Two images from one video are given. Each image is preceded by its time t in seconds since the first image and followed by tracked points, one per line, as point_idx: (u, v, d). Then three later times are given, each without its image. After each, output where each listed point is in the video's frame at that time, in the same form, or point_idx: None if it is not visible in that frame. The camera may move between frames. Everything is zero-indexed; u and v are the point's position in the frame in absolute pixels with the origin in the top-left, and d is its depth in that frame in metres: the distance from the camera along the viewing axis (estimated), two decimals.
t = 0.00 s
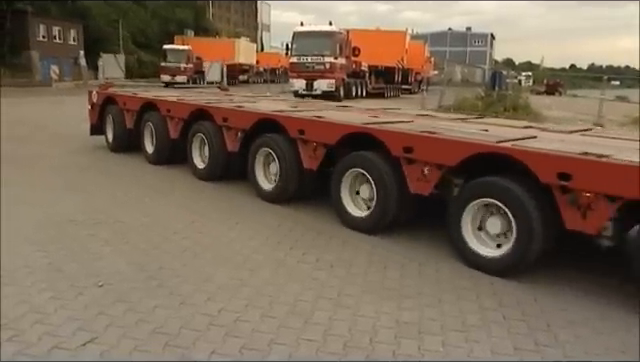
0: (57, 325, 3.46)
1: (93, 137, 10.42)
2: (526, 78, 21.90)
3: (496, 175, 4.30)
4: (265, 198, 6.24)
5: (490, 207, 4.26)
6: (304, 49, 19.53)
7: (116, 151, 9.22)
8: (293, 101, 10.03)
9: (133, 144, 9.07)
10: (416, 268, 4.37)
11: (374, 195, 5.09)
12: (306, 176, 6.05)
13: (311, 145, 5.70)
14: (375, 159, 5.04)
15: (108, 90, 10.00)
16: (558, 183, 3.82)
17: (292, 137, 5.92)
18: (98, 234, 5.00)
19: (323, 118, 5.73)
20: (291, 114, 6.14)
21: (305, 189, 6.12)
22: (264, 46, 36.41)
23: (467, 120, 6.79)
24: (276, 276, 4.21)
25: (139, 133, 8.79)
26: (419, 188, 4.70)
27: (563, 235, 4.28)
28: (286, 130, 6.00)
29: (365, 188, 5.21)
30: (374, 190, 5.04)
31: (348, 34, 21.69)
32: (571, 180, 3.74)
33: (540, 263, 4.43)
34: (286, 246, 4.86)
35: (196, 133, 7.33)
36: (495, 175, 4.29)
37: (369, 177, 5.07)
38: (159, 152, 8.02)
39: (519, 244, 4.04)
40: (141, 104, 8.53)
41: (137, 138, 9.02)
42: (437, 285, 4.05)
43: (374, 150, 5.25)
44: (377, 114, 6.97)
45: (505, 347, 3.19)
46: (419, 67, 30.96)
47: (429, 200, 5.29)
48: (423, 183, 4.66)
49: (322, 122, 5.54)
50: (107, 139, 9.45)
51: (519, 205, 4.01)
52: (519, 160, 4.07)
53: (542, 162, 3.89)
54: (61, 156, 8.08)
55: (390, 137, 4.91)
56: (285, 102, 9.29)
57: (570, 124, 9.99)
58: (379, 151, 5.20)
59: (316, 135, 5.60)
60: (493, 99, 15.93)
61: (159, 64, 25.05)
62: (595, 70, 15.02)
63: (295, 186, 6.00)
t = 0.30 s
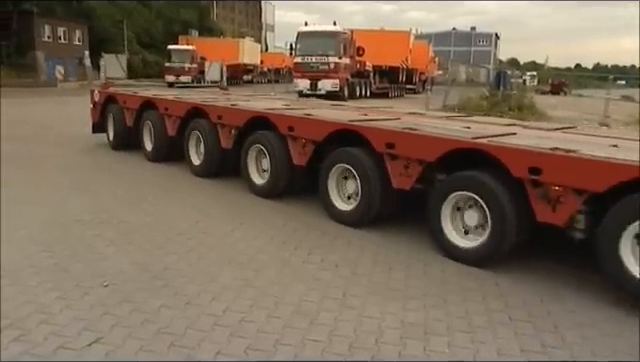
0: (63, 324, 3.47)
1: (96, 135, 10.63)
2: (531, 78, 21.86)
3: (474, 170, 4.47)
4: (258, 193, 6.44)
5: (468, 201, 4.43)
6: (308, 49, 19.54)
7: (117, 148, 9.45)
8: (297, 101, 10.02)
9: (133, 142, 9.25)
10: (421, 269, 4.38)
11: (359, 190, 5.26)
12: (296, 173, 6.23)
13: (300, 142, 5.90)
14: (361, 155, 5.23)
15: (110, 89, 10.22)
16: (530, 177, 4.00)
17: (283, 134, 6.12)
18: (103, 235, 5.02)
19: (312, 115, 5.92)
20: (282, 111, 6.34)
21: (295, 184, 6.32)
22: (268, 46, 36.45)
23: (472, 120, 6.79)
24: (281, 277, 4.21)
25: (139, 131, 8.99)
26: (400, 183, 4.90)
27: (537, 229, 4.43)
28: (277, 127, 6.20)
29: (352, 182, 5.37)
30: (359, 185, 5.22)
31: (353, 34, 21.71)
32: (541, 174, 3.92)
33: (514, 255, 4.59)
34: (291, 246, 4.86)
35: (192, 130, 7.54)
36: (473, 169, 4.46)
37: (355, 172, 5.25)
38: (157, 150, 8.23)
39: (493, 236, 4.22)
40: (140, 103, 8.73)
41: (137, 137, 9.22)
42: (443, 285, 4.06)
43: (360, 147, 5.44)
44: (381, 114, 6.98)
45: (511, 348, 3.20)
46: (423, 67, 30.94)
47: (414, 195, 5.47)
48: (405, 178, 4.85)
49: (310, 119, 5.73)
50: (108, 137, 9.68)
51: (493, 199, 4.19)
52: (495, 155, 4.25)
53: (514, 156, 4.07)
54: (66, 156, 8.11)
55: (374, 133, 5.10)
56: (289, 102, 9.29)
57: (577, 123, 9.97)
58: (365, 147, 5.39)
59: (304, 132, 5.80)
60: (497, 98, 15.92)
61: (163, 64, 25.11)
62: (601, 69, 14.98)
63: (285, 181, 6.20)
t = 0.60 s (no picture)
0: (68, 320, 3.50)
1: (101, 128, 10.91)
2: (537, 76, 21.79)
3: (449, 162, 4.72)
4: (250, 185, 6.70)
5: (441, 192, 4.69)
6: (313, 47, 19.54)
7: (118, 142, 9.72)
8: (302, 99, 10.00)
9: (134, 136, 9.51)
10: (426, 267, 4.39)
11: (342, 181, 5.53)
12: (285, 166, 6.48)
13: (289, 136, 6.17)
14: (345, 148, 5.50)
15: (112, 85, 10.52)
16: (498, 169, 4.26)
17: (273, 128, 6.39)
18: (108, 232, 5.06)
19: (300, 111, 6.20)
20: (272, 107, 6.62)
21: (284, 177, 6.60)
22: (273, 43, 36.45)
23: (477, 119, 6.78)
24: (286, 274, 4.22)
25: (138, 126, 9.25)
26: (380, 175, 5.18)
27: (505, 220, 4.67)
28: (267, 121, 6.48)
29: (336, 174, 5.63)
30: (343, 176, 5.49)
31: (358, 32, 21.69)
32: (508, 165, 4.18)
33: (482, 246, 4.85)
34: (296, 244, 4.87)
35: (188, 125, 7.84)
36: (448, 162, 4.70)
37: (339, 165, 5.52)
38: (154, 143, 8.52)
39: (462, 225, 4.47)
40: (141, 98, 9.01)
41: (137, 131, 9.47)
42: (448, 284, 4.07)
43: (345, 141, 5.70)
44: (386, 112, 6.98)
45: (516, 347, 3.21)
46: (428, 65, 30.89)
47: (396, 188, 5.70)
48: (385, 170, 5.13)
49: (299, 113, 6.01)
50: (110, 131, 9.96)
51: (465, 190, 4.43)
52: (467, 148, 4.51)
53: (484, 149, 4.34)
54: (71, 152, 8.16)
55: (357, 128, 5.37)
56: (293, 100, 9.29)
57: (585, 123, 9.95)
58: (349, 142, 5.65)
59: (292, 127, 6.07)
60: (503, 97, 15.88)
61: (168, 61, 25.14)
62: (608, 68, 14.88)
63: (275, 174, 6.47)
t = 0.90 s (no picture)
0: (67, 319, 3.50)
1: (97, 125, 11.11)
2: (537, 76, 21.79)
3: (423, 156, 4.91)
4: (238, 179, 6.92)
5: (414, 185, 4.90)
6: (313, 45, 19.55)
7: (113, 138, 9.94)
8: (302, 97, 9.99)
9: (128, 132, 9.70)
10: (425, 266, 4.39)
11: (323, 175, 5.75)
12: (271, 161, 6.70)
13: (274, 132, 6.38)
14: (326, 143, 5.71)
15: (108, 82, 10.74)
16: (466, 163, 4.44)
17: (259, 125, 6.60)
18: (108, 230, 5.06)
19: (285, 107, 6.41)
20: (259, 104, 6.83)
21: (270, 172, 6.81)
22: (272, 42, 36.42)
23: (476, 118, 6.80)
24: (285, 273, 4.23)
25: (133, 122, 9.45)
26: (358, 168, 5.38)
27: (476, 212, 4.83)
28: (254, 117, 6.69)
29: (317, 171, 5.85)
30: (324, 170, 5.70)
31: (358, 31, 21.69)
32: (475, 158, 4.36)
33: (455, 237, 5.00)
34: (295, 243, 4.87)
35: (179, 121, 8.07)
36: (422, 155, 4.90)
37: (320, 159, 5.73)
38: (148, 139, 8.73)
39: (434, 217, 4.65)
40: (135, 95, 9.21)
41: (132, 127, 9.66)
42: (448, 283, 4.07)
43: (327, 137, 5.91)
44: (385, 111, 6.99)
45: (516, 347, 3.21)
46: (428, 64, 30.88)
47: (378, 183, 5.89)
48: (362, 164, 5.34)
49: (283, 110, 6.22)
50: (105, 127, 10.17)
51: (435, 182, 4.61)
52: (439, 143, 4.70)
53: (454, 143, 4.52)
54: (70, 150, 8.17)
55: (337, 123, 5.57)
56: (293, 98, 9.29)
57: (585, 122, 9.95)
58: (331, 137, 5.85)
59: (277, 123, 6.28)
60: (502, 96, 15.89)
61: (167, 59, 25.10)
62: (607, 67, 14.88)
63: (261, 168, 6.68)
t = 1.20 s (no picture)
0: (67, 318, 3.51)
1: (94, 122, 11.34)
2: (537, 75, 21.78)
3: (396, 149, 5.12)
4: (226, 173, 7.15)
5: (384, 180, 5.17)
6: (314, 44, 19.56)
7: (109, 135, 10.14)
8: (302, 96, 9.97)
9: (124, 129, 9.93)
10: (426, 265, 4.39)
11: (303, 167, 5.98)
12: (257, 155, 6.91)
13: (258, 128, 6.61)
14: (306, 138, 5.93)
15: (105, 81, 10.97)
16: (433, 155, 4.66)
17: (244, 120, 6.83)
18: (108, 229, 5.06)
19: (269, 103, 6.63)
20: (245, 100, 7.05)
21: (256, 167, 7.05)
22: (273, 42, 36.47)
23: (476, 116, 6.79)
24: (285, 272, 4.23)
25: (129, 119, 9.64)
26: (335, 162, 5.62)
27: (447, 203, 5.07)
28: (239, 113, 6.91)
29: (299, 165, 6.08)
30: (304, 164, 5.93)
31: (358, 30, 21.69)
32: (440, 151, 4.58)
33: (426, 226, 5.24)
34: (295, 242, 4.87)
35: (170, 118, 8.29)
36: (395, 149, 5.12)
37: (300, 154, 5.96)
38: (141, 135, 8.97)
39: (405, 208, 4.88)
40: (130, 92, 9.42)
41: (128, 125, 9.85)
42: (448, 282, 4.07)
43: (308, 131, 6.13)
44: (386, 109, 6.99)
45: (516, 346, 3.21)
46: (428, 63, 30.91)
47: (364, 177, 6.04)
48: (339, 157, 5.56)
49: (267, 106, 6.44)
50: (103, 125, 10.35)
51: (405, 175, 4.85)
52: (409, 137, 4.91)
53: (422, 136, 4.73)
54: (70, 148, 8.17)
55: (316, 118, 5.80)
56: (293, 97, 9.29)
57: (585, 120, 9.96)
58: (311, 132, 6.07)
59: (261, 119, 6.52)
60: (503, 95, 15.88)
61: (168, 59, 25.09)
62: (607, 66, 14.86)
63: (248, 162, 6.91)
